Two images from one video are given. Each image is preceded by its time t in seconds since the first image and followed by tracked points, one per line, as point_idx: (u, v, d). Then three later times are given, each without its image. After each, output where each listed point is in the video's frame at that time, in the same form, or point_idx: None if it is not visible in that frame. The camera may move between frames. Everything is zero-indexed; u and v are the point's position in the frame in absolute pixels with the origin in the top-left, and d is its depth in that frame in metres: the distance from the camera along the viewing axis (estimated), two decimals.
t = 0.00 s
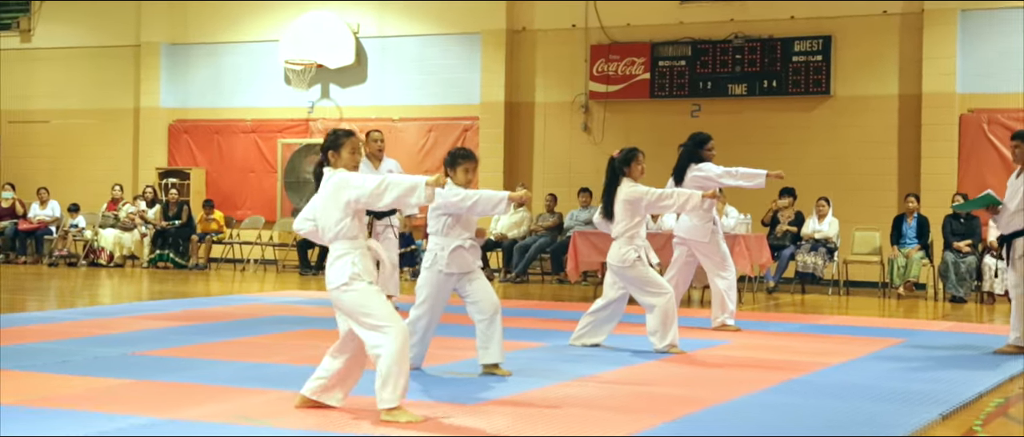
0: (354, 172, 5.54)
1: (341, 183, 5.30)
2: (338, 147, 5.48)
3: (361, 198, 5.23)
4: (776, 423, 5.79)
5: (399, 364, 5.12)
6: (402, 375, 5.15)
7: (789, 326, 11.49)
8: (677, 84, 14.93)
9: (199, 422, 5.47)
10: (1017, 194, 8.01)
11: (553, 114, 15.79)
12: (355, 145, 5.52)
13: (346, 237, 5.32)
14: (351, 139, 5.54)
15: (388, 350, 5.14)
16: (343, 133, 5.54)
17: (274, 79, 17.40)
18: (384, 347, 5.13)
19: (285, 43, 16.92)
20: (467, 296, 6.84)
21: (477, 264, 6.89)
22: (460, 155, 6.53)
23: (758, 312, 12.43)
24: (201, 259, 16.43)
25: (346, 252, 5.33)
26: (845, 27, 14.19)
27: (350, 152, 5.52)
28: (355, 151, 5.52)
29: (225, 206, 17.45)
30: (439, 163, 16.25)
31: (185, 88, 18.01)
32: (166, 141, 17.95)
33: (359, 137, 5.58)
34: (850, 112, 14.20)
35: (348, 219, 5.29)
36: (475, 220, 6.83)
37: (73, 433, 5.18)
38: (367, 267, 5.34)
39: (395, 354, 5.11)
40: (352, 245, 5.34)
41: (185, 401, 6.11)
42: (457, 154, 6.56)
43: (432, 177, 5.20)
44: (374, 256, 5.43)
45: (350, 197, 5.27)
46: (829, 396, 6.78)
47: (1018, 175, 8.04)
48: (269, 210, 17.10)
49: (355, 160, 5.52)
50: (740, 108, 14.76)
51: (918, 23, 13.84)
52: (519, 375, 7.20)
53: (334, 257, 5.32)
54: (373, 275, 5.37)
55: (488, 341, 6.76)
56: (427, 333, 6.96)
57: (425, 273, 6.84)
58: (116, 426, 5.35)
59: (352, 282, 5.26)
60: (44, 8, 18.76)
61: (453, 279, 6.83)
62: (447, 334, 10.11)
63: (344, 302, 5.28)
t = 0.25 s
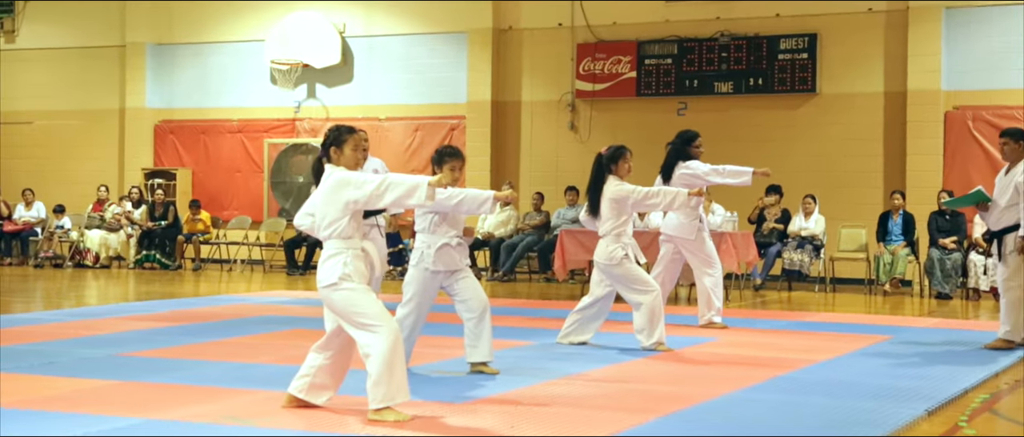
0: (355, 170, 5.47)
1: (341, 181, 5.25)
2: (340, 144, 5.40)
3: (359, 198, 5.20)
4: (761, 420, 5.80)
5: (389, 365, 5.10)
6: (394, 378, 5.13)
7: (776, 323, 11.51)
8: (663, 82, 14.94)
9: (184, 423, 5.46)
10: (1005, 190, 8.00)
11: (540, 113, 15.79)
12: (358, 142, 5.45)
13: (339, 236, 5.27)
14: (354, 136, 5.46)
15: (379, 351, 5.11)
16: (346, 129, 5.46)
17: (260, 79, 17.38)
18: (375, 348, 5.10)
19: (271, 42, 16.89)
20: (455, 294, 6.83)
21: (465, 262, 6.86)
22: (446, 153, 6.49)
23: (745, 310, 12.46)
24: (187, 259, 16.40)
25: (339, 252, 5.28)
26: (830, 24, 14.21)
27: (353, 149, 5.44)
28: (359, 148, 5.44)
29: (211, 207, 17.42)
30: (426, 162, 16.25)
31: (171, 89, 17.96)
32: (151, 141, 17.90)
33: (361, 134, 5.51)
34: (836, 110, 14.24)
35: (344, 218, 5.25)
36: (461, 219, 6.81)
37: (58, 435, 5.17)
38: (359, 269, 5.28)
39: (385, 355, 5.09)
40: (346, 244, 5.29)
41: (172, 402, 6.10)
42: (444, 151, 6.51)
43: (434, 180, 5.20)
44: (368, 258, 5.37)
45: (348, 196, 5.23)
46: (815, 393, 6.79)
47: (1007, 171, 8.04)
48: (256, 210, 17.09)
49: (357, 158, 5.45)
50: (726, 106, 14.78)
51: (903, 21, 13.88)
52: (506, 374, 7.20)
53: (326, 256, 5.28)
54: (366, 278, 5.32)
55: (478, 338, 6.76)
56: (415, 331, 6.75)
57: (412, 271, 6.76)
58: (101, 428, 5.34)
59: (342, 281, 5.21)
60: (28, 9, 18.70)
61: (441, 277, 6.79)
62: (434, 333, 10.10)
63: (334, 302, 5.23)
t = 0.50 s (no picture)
0: (349, 168, 5.45)
1: (335, 179, 5.24)
2: (333, 142, 5.37)
3: (352, 197, 5.18)
4: (749, 418, 5.79)
5: (379, 363, 5.05)
6: (383, 377, 5.08)
7: (764, 321, 11.52)
8: (651, 80, 14.94)
9: (169, 423, 5.44)
10: (993, 186, 7.99)
11: (527, 111, 15.80)
12: (352, 140, 5.42)
13: (332, 234, 5.25)
14: (348, 134, 5.43)
15: (369, 350, 5.07)
16: (338, 126, 5.43)
17: (248, 78, 17.35)
18: (364, 346, 5.06)
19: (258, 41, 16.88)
20: (443, 292, 6.79)
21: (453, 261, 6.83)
22: (434, 151, 6.40)
23: (733, 307, 12.48)
24: (175, 258, 16.36)
25: (331, 250, 5.26)
26: (817, 22, 14.25)
27: (346, 146, 5.41)
28: (352, 146, 5.42)
29: (199, 206, 17.39)
30: (414, 161, 16.24)
31: (158, 88, 17.93)
32: (138, 140, 17.87)
33: (354, 131, 5.48)
34: (822, 108, 14.27)
35: (337, 217, 5.23)
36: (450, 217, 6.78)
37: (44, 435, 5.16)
38: (352, 268, 5.25)
39: (375, 353, 5.04)
40: (339, 243, 5.27)
41: (158, 403, 6.08)
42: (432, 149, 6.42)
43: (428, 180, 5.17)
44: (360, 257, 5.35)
45: (342, 195, 5.21)
46: (803, 391, 6.79)
47: (994, 167, 8.05)
48: (244, 209, 17.07)
49: (351, 156, 5.43)
50: (714, 104, 14.78)
51: (889, 18, 13.92)
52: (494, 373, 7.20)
53: (318, 254, 5.25)
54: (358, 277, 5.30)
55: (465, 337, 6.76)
56: (403, 328, 6.77)
57: (400, 270, 6.74)
58: (87, 428, 5.32)
59: (333, 280, 5.18)
60: (13, 8, 18.66)
61: (429, 276, 6.75)
62: (422, 332, 10.09)
63: (325, 300, 5.20)
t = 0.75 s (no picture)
0: (341, 166, 5.43)
1: (326, 179, 5.21)
2: (323, 140, 5.36)
3: (342, 196, 5.15)
4: (738, 415, 5.80)
5: (367, 362, 5.03)
6: (372, 376, 5.06)
7: (753, 319, 11.54)
8: (640, 79, 14.95)
9: (157, 423, 5.43)
10: (982, 184, 8.01)
11: (517, 110, 15.80)
12: (342, 138, 5.39)
13: (322, 232, 5.23)
14: (339, 132, 5.40)
15: (359, 348, 5.05)
16: (328, 125, 5.42)
17: (236, 77, 17.34)
18: (353, 345, 5.04)
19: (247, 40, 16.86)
20: (432, 291, 6.79)
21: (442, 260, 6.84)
22: (426, 149, 6.35)
23: (722, 306, 12.49)
24: (165, 258, 16.33)
25: (321, 248, 5.24)
26: (805, 21, 14.28)
27: (337, 144, 5.40)
28: (343, 144, 5.39)
29: (188, 205, 17.37)
30: (404, 160, 16.23)
31: (146, 87, 17.90)
32: (127, 139, 17.84)
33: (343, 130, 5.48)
34: (810, 106, 14.30)
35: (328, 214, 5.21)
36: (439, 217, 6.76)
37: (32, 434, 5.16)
38: (341, 267, 5.23)
39: (364, 352, 5.02)
40: (329, 241, 5.24)
41: (146, 402, 6.08)
42: (424, 148, 6.36)
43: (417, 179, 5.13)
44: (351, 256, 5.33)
45: (332, 194, 5.18)
46: (792, 388, 6.81)
47: (983, 165, 8.07)
48: (233, 208, 17.06)
49: (342, 154, 5.41)
50: (704, 103, 14.80)
51: (878, 16, 13.94)
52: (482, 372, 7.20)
53: (308, 251, 5.24)
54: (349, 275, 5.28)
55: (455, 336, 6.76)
56: (392, 327, 6.74)
57: (388, 267, 6.72)
58: (75, 427, 5.32)
59: (322, 278, 5.15)
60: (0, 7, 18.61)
61: (418, 274, 6.74)
62: (412, 330, 10.09)
63: (314, 298, 5.17)
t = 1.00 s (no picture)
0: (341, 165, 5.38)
1: (327, 179, 5.19)
2: (324, 139, 5.31)
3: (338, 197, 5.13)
4: (729, 413, 5.79)
5: (356, 360, 5.00)
6: (361, 374, 5.03)
7: (745, 317, 11.54)
8: (633, 77, 14.95)
9: (146, 420, 5.42)
10: (976, 183, 7.99)
11: (509, 107, 15.80)
12: (344, 138, 5.34)
13: (317, 232, 5.22)
14: (340, 131, 5.35)
15: (348, 346, 5.02)
16: (329, 123, 5.37)
17: (228, 74, 17.33)
18: (343, 342, 5.02)
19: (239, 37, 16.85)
20: (424, 289, 6.74)
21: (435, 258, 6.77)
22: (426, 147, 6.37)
23: (713, 304, 12.50)
24: (156, 255, 16.32)
25: (316, 247, 5.23)
26: (797, 19, 14.28)
27: (338, 143, 5.35)
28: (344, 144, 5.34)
29: (180, 203, 17.36)
30: (396, 158, 16.23)
31: (138, 84, 17.88)
32: (119, 137, 17.82)
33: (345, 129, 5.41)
34: (802, 104, 14.31)
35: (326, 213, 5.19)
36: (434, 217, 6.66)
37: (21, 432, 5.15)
38: (334, 266, 5.22)
39: (353, 349, 5.00)
40: (324, 240, 5.23)
41: (135, 400, 6.07)
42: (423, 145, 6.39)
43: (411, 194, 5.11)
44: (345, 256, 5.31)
45: (328, 194, 5.17)
46: (783, 386, 6.80)
47: (977, 164, 8.06)
48: (225, 206, 17.05)
49: (343, 153, 5.36)
50: (697, 101, 14.80)
51: (869, 15, 13.95)
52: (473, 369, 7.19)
53: (303, 250, 5.24)
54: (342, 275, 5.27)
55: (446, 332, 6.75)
56: (383, 325, 6.73)
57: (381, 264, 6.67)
58: (63, 425, 5.31)
59: (314, 276, 5.15)
60: None
61: (410, 272, 6.68)
62: (403, 328, 10.07)
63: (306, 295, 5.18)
